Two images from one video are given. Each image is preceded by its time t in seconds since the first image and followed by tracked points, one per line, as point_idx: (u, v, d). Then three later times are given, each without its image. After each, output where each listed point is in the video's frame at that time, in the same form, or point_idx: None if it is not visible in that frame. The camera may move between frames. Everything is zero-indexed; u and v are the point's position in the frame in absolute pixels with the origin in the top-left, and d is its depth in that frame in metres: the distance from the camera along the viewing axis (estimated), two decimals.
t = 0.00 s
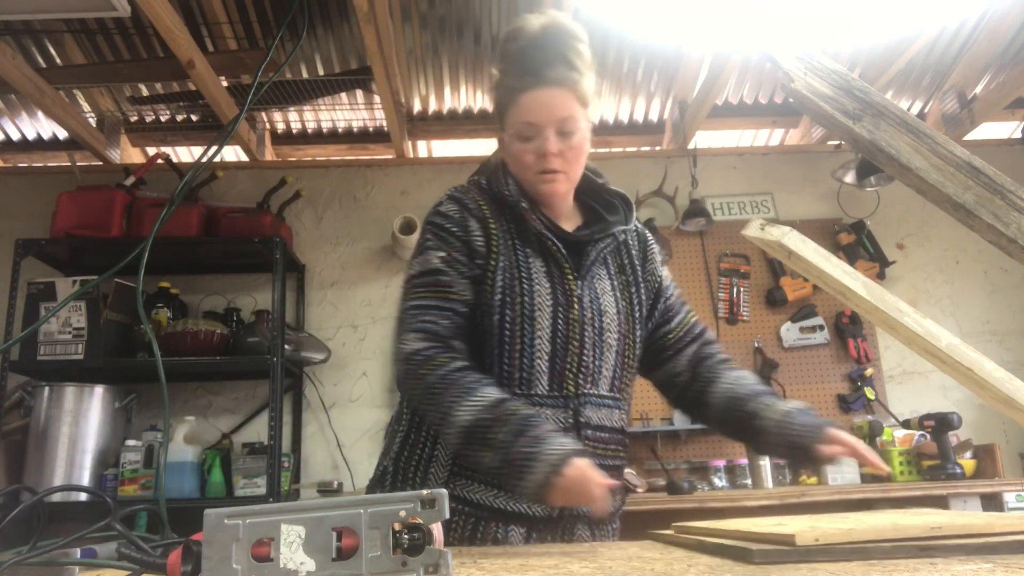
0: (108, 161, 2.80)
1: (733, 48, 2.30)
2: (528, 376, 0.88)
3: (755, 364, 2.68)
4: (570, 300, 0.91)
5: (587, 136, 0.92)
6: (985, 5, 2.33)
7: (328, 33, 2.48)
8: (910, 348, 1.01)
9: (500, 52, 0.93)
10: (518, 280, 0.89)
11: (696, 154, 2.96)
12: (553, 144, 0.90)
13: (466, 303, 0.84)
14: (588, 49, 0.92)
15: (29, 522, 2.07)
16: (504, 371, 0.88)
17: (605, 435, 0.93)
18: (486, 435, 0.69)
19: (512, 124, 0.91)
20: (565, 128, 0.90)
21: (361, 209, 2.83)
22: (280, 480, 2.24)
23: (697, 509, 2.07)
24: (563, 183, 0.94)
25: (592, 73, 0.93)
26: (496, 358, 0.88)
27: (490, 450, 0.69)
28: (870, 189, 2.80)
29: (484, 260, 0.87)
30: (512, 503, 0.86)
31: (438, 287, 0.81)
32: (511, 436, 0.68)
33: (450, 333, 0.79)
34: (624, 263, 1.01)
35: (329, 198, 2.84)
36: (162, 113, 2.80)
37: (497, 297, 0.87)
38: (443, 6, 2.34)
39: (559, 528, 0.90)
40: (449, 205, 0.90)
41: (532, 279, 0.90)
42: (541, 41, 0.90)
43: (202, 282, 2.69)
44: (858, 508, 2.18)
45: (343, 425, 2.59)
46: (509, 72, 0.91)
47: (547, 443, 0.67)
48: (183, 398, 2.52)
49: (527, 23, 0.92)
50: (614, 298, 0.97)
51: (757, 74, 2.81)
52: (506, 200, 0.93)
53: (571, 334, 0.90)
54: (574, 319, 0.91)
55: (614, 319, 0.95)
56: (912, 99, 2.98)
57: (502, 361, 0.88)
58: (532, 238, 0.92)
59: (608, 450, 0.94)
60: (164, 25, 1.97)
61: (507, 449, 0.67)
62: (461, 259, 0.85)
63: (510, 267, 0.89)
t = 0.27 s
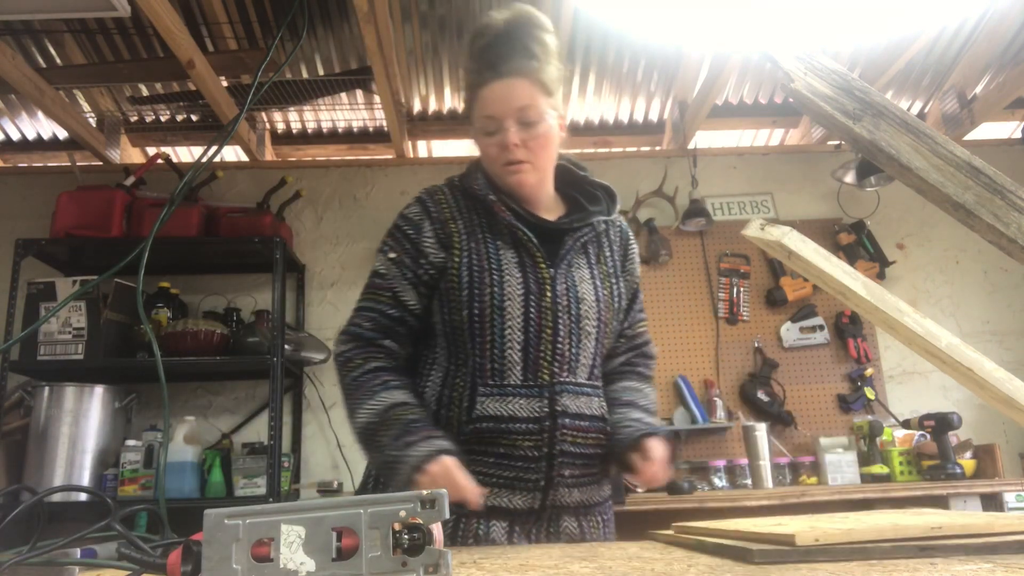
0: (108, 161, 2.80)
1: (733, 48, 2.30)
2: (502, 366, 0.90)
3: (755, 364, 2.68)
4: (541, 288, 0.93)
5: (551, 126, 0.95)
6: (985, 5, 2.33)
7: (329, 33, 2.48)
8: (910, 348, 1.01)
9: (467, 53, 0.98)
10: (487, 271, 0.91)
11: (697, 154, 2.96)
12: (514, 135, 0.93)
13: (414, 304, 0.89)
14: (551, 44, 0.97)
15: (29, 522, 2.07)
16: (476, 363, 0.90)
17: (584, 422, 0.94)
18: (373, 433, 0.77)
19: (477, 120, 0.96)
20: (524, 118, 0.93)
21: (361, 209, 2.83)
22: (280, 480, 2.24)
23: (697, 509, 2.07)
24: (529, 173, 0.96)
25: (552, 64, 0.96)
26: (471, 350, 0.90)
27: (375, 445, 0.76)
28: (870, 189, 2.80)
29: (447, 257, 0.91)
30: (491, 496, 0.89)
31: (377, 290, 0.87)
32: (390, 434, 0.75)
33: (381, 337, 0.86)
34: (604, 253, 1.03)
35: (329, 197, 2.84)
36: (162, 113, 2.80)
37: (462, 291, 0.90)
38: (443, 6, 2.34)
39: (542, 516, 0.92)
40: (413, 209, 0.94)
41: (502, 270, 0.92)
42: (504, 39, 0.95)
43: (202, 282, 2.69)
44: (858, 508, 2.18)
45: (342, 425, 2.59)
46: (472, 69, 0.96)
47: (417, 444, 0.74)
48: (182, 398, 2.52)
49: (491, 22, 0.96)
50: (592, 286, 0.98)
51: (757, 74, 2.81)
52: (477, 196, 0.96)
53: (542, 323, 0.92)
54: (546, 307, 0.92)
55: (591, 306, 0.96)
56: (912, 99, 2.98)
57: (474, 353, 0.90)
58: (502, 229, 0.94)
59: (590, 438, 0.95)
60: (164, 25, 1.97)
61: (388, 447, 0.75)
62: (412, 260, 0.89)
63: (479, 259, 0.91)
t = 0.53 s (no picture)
0: (108, 161, 2.80)
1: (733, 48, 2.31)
2: (477, 362, 0.88)
3: (754, 364, 2.68)
4: (511, 277, 0.91)
5: (511, 112, 0.95)
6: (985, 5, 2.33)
7: (329, 33, 2.48)
8: (910, 348, 1.01)
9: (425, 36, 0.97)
10: (453, 263, 0.90)
11: (696, 154, 2.96)
12: (473, 121, 0.93)
13: (380, 305, 0.87)
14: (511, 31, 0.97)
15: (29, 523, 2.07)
16: (450, 360, 0.88)
17: (568, 413, 0.92)
18: (312, 429, 0.74)
19: (435, 105, 0.95)
20: (484, 103, 0.93)
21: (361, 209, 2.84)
22: (280, 481, 2.24)
23: (698, 509, 2.07)
24: (489, 160, 0.96)
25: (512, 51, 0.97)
26: (443, 347, 0.89)
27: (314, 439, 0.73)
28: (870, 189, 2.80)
29: (410, 253, 0.90)
30: (478, 496, 0.87)
31: (338, 293, 0.85)
32: (325, 428, 0.72)
33: (345, 337, 0.82)
34: (572, 238, 1.02)
35: (329, 197, 2.84)
36: (162, 113, 2.80)
37: (429, 286, 0.89)
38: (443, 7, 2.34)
39: (534, 509, 0.91)
40: (372, 209, 0.93)
41: (468, 262, 0.91)
42: (463, 23, 0.95)
43: (202, 282, 2.69)
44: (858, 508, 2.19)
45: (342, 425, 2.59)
46: (431, 53, 0.95)
47: (346, 436, 0.70)
48: (183, 398, 2.52)
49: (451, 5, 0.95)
50: (563, 271, 0.97)
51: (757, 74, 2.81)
52: (436, 189, 0.96)
53: (515, 313, 0.90)
54: (518, 296, 0.91)
55: (563, 292, 0.95)
56: (912, 99, 2.98)
57: (447, 350, 0.88)
58: (466, 221, 0.93)
59: (576, 428, 0.92)
60: (164, 25, 1.97)
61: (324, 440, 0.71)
62: (375, 258, 0.87)
63: (443, 253, 0.90)
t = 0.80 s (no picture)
0: (108, 161, 2.80)
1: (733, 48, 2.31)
2: (447, 375, 0.91)
3: (754, 364, 2.68)
4: (475, 284, 0.93)
5: (475, 100, 0.95)
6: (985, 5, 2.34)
7: (329, 33, 2.47)
8: (909, 348, 1.01)
9: (379, 26, 0.98)
10: (415, 270, 0.93)
11: (696, 154, 2.96)
12: (438, 109, 0.92)
13: (363, 290, 0.88)
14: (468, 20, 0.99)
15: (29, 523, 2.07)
16: (420, 377, 0.91)
17: (548, 417, 0.93)
18: (274, 442, 0.66)
19: (396, 95, 0.95)
20: (447, 90, 0.93)
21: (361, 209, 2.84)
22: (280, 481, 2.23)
23: (699, 509, 2.07)
24: (456, 151, 0.95)
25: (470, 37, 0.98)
26: (413, 363, 0.91)
27: (272, 455, 0.66)
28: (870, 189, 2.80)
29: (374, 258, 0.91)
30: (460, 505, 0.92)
31: (327, 279, 0.84)
32: (288, 447, 0.65)
33: (337, 323, 0.80)
34: (539, 226, 1.02)
35: (329, 197, 2.84)
36: (162, 113, 2.80)
37: (393, 294, 0.91)
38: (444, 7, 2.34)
39: (521, 515, 0.93)
40: (338, 204, 0.94)
41: (431, 270, 0.93)
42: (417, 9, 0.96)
43: (202, 282, 2.69)
44: (858, 508, 2.19)
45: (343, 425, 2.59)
46: (387, 41, 0.96)
47: (310, 465, 0.63)
48: (183, 398, 2.52)
49: None
50: (530, 270, 0.98)
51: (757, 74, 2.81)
52: (398, 190, 0.97)
53: (481, 321, 0.92)
54: (484, 304, 0.93)
55: (533, 292, 0.96)
56: (912, 99, 2.98)
57: (416, 365, 0.91)
58: (430, 227, 0.95)
59: (556, 433, 0.93)
60: (164, 25, 1.97)
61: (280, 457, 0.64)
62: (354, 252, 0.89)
63: (406, 261, 0.93)
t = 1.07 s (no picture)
0: (108, 161, 2.80)
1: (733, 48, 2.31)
2: (431, 390, 0.92)
3: (755, 364, 2.68)
4: (462, 294, 0.94)
5: (470, 92, 0.94)
6: (986, 5, 2.34)
7: (329, 33, 2.47)
8: (910, 348, 1.01)
9: (372, 16, 0.99)
10: (400, 278, 0.93)
11: (696, 154, 2.96)
12: (432, 103, 0.92)
13: (351, 285, 0.87)
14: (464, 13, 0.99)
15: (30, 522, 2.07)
16: (404, 390, 0.92)
17: (536, 432, 0.93)
18: (248, 447, 0.64)
19: (388, 88, 0.94)
20: (441, 83, 0.93)
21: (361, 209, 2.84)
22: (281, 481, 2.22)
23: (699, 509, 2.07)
24: (450, 148, 0.95)
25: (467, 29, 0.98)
26: (398, 376, 0.92)
27: (247, 462, 0.64)
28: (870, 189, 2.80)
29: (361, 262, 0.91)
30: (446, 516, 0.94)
31: (317, 271, 0.83)
32: (267, 459, 0.62)
33: (324, 317, 0.79)
34: (532, 231, 1.02)
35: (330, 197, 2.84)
36: (162, 113, 2.80)
37: (379, 299, 0.91)
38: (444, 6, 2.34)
39: (508, 528, 0.96)
40: (326, 197, 0.93)
41: (417, 278, 0.94)
42: None
43: (202, 283, 2.69)
44: (858, 508, 2.19)
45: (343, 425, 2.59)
46: (380, 31, 0.96)
47: (291, 484, 0.61)
48: (183, 398, 2.52)
49: None
50: (520, 278, 0.98)
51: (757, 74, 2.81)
52: (386, 188, 0.96)
53: (468, 333, 0.93)
54: (470, 316, 0.93)
55: (522, 303, 0.96)
56: (912, 99, 2.98)
57: (402, 379, 0.92)
58: (419, 232, 0.95)
59: (545, 448, 0.94)
60: (164, 25, 1.97)
61: (255, 466, 0.63)
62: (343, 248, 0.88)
63: (393, 267, 0.93)
